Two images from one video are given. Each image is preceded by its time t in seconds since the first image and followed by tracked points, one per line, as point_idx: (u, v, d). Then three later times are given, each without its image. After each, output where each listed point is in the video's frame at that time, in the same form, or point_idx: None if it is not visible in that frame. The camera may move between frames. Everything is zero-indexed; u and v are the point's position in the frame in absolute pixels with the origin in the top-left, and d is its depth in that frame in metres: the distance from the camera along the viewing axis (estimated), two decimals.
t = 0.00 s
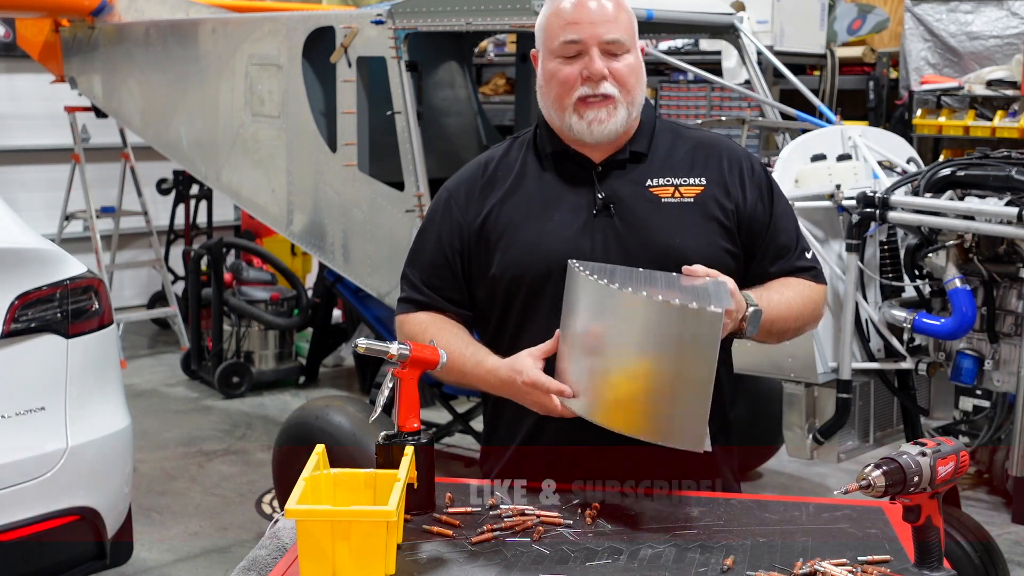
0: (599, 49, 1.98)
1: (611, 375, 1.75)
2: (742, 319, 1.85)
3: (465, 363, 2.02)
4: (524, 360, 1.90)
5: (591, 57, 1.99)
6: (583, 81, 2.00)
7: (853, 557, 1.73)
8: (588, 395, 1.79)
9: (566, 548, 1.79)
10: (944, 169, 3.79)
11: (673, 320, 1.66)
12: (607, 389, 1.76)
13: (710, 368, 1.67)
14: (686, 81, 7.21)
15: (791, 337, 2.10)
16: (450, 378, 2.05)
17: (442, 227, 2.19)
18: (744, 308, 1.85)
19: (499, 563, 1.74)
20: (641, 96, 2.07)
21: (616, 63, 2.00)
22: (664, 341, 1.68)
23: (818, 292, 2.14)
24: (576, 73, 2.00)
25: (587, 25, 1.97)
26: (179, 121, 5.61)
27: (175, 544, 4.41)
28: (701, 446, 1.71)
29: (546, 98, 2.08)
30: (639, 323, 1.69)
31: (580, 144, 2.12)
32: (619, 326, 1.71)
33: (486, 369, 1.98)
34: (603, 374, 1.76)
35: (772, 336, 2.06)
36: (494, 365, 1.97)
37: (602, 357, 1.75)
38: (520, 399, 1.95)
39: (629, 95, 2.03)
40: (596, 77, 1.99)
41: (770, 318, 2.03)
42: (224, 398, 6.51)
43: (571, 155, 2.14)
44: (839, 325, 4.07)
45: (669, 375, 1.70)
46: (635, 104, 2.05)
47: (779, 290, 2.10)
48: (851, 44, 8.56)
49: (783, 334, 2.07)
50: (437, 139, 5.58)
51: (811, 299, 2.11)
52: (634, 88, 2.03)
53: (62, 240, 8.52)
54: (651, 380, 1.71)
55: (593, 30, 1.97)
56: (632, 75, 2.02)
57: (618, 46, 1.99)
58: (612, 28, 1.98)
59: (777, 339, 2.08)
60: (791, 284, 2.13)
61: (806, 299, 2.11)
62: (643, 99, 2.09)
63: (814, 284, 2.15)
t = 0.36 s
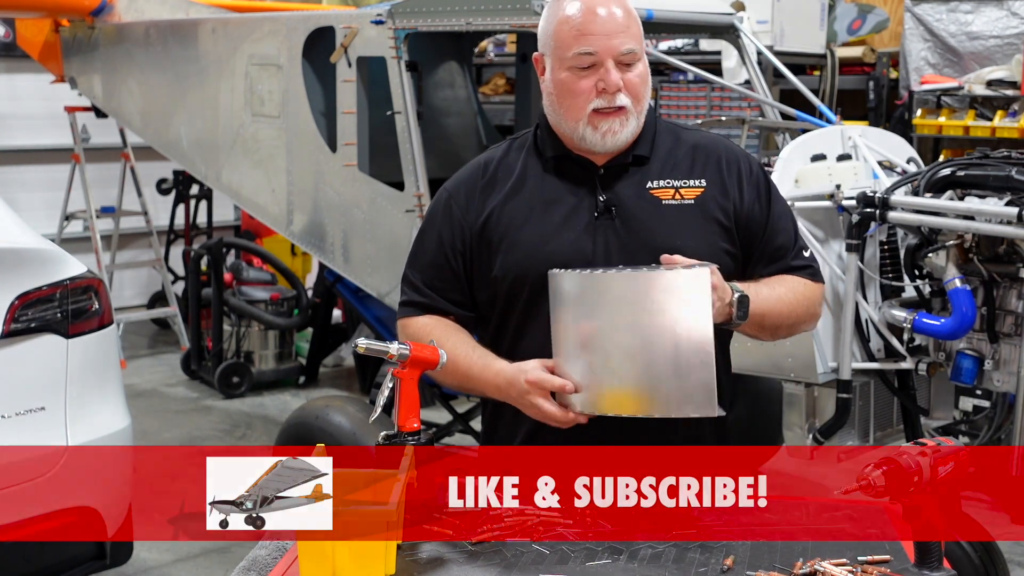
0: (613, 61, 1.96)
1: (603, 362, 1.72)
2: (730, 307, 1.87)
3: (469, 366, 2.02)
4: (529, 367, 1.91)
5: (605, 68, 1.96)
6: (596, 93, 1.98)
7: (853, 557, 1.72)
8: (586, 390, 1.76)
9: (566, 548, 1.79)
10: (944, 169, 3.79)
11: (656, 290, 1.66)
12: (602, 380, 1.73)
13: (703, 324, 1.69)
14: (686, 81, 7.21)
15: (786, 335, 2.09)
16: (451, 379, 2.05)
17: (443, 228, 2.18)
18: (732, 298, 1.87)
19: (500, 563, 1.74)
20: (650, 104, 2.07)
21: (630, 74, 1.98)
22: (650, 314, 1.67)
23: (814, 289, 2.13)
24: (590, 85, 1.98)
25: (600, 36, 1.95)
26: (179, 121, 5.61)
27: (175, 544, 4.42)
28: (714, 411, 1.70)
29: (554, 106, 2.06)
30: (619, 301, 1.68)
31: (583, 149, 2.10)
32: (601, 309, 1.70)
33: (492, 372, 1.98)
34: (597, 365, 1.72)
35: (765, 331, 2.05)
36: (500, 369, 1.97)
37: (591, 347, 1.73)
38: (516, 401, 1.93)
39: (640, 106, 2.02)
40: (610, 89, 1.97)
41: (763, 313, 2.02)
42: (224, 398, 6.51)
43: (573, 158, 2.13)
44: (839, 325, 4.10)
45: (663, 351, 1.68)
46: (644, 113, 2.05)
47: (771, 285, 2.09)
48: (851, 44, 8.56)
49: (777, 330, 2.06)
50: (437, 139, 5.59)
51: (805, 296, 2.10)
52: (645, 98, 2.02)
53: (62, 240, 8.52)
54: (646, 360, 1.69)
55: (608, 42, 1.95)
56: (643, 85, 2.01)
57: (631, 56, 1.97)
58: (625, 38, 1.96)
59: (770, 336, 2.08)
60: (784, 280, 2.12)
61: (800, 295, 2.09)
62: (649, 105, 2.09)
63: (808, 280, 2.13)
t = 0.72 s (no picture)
0: (616, 63, 1.96)
1: (601, 367, 1.75)
2: (707, 290, 1.92)
3: (472, 368, 2.02)
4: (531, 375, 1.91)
5: (608, 70, 1.96)
6: (598, 95, 1.98)
7: (853, 557, 1.87)
8: (593, 401, 1.77)
9: (566, 549, 1.91)
10: (944, 169, 3.79)
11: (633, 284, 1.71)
12: (606, 387, 1.75)
13: (683, 305, 1.74)
14: (686, 81, 7.20)
15: (778, 328, 2.10)
16: (450, 382, 2.06)
17: (443, 225, 2.18)
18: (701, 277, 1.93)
19: (499, 563, 1.88)
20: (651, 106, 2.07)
21: (632, 76, 1.99)
22: (635, 309, 1.70)
23: (809, 284, 2.12)
24: (592, 86, 1.98)
25: (603, 38, 1.95)
26: (179, 121, 5.61)
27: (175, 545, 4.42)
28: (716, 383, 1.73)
29: (557, 106, 2.05)
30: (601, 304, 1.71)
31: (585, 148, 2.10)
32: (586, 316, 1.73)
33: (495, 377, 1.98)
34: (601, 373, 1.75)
35: (755, 323, 2.06)
36: (505, 374, 1.97)
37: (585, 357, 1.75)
38: (517, 408, 1.94)
39: (641, 108, 2.03)
40: (612, 91, 1.97)
41: (750, 304, 2.02)
42: (224, 398, 6.51)
43: (574, 156, 2.13)
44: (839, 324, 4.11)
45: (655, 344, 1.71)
46: (646, 115, 2.05)
47: (761, 279, 2.09)
48: (851, 44, 8.56)
49: (767, 322, 2.07)
50: (437, 139, 5.59)
51: (797, 290, 2.09)
52: (646, 101, 2.02)
53: (62, 240, 8.52)
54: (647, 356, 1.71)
55: (611, 44, 1.95)
56: (645, 88, 2.01)
57: (634, 59, 1.97)
58: (629, 41, 1.96)
59: (761, 328, 2.09)
60: (777, 275, 2.11)
61: (792, 288, 2.09)
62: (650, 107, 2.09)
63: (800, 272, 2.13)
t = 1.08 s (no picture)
0: (613, 56, 1.96)
1: (599, 367, 1.76)
2: (706, 294, 1.92)
3: (473, 369, 2.02)
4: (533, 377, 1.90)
5: (604, 62, 1.97)
6: (595, 87, 1.98)
7: (853, 557, 1.88)
8: (591, 401, 1.78)
9: (566, 549, 1.91)
10: (944, 168, 3.79)
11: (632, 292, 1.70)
12: (604, 389, 1.76)
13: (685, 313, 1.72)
14: (686, 81, 7.21)
15: (779, 329, 2.10)
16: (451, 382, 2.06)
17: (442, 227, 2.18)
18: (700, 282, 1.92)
19: (499, 563, 1.89)
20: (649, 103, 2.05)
21: (629, 70, 1.98)
22: (635, 314, 1.70)
23: (809, 284, 2.12)
24: (588, 78, 1.98)
25: (601, 30, 1.96)
26: (179, 121, 5.61)
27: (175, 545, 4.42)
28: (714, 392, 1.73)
29: (554, 102, 2.04)
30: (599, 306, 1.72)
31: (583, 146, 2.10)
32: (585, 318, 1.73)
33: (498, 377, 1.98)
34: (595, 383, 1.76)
35: (756, 325, 2.06)
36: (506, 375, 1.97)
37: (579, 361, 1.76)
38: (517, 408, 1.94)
39: (639, 103, 2.01)
40: (609, 83, 1.97)
41: (751, 308, 2.02)
42: (224, 398, 6.51)
43: (573, 156, 2.13)
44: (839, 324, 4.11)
45: (655, 351, 1.71)
46: (643, 112, 2.04)
47: (761, 280, 2.08)
48: (851, 43, 8.56)
49: (768, 323, 2.08)
50: (437, 139, 5.60)
51: (797, 291, 2.09)
52: (644, 96, 2.01)
53: (62, 240, 8.52)
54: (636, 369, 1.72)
55: (607, 36, 1.95)
56: (643, 83, 2.00)
57: (630, 52, 1.97)
58: (625, 34, 1.96)
59: (763, 329, 2.09)
60: (777, 276, 2.11)
61: (792, 289, 2.09)
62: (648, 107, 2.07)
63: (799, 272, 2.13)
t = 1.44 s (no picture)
0: (593, 39, 1.99)
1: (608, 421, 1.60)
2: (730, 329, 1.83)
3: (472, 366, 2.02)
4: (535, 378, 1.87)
5: (585, 46, 2.00)
6: (577, 70, 2.00)
7: (854, 557, 1.87)
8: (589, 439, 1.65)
9: (566, 549, 1.91)
10: (944, 168, 3.79)
11: (693, 379, 1.51)
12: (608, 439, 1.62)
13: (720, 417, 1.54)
14: (686, 81, 7.21)
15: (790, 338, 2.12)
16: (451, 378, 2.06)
17: (440, 227, 2.18)
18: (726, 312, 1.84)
19: (499, 563, 1.89)
20: (634, 93, 2.06)
21: (611, 55, 2.01)
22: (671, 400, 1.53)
23: (813, 293, 2.14)
24: (570, 61, 2.01)
25: (584, 14, 1.99)
26: (179, 121, 5.61)
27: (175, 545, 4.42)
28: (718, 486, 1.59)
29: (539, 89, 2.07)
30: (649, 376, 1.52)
31: (574, 140, 2.10)
32: (626, 379, 1.54)
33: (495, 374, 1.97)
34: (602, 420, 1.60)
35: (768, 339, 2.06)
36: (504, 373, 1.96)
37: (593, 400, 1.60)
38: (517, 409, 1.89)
39: (622, 89, 2.01)
40: (588, 64, 1.99)
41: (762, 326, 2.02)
42: (224, 398, 6.51)
43: (569, 155, 2.13)
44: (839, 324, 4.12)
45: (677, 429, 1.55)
46: (628, 100, 2.03)
47: (770, 295, 2.10)
48: (851, 43, 8.56)
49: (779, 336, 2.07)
50: (437, 139, 5.60)
51: (803, 301, 2.11)
52: (627, 83, 2.02)
53: (62, 240, 8.52)
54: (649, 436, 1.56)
55: (588, 19, 1.99)
56: (626, 70, 2.02)
57: (612, 37, 2.00)
58: (608, 19, 1.99)
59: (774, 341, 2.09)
60: (785, 288, 2.13)
61: (799, 301, 2.11)
62: (636, 101, 2.07)
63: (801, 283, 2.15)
